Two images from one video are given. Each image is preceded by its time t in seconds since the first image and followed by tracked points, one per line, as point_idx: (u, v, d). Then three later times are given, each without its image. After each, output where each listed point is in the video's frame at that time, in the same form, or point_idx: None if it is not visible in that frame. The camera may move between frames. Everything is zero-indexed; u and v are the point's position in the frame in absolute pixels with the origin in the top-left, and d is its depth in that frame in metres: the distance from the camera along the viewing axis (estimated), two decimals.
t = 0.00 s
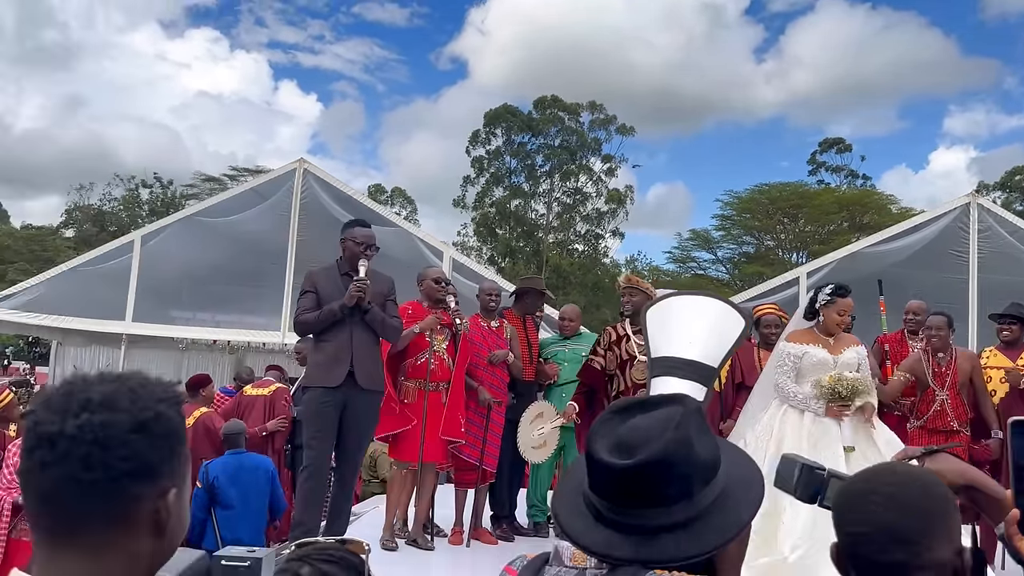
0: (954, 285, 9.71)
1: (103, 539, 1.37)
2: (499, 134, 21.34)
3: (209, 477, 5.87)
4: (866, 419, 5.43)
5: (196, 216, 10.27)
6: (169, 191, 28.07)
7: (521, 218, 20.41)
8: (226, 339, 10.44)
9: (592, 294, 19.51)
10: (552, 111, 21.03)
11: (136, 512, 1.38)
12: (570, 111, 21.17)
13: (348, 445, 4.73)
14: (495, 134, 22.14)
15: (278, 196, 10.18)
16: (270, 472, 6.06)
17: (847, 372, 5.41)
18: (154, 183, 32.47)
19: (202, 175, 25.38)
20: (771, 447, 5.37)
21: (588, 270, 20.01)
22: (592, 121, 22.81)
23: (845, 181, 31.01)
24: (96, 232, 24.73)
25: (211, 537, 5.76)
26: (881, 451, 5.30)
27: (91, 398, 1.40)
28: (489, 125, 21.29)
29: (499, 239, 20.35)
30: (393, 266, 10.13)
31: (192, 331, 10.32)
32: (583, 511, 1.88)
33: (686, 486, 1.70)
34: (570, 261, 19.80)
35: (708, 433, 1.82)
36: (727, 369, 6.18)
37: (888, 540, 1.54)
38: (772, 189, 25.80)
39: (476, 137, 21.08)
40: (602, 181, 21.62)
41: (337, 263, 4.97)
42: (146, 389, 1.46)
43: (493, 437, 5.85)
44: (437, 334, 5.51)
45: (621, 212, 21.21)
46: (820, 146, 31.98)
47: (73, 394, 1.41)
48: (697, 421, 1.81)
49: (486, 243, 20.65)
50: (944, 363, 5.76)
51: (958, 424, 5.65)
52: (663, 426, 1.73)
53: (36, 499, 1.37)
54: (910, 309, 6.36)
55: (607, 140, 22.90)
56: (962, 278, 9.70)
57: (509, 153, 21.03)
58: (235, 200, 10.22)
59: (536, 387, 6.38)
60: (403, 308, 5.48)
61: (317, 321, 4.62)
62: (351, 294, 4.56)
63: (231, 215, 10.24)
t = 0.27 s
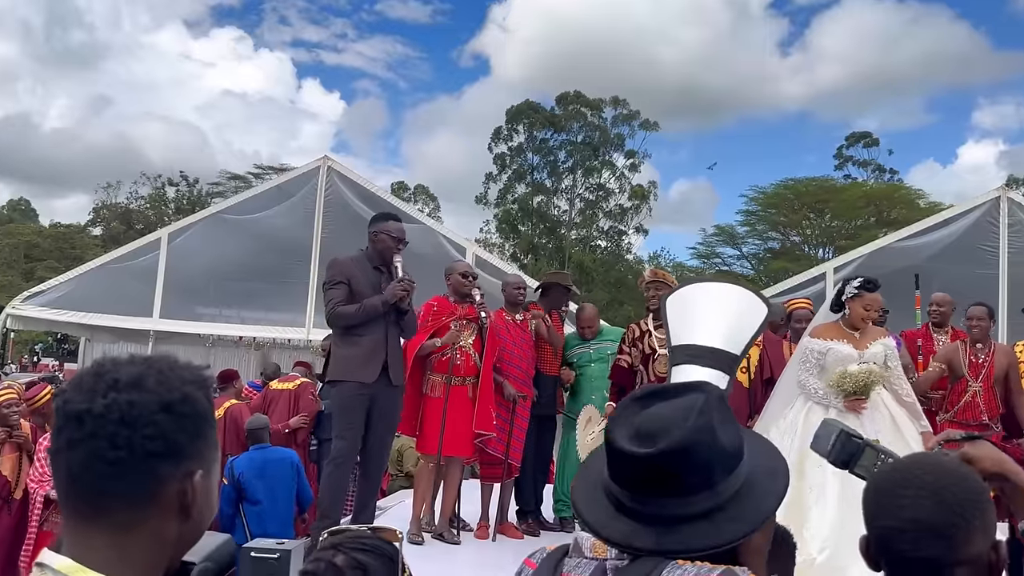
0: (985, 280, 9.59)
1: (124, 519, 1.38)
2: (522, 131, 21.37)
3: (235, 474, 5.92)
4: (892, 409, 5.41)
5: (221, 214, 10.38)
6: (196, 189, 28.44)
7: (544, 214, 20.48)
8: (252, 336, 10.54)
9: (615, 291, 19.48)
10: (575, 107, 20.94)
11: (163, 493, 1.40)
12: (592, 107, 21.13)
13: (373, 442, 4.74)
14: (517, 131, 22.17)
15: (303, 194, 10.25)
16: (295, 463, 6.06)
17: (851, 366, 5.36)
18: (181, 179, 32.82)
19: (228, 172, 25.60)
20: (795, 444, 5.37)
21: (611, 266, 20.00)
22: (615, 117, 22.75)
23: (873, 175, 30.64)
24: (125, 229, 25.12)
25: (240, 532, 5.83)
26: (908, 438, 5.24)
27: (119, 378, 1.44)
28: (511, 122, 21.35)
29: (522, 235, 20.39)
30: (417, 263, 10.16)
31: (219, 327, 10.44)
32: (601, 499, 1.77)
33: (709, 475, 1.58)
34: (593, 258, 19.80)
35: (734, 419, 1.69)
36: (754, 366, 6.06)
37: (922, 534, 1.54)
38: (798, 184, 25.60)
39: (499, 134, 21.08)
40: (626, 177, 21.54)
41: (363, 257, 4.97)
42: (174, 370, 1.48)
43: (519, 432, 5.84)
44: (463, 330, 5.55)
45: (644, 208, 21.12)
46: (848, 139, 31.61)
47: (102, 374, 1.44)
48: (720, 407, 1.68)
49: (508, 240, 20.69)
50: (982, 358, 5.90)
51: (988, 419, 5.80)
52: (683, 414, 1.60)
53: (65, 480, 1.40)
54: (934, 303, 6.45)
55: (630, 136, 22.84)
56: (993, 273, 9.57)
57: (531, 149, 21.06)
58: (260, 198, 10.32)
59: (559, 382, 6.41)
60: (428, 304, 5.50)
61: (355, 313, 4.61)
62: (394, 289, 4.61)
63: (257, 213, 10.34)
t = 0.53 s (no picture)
0: (1001, 276, 9.53)
1: (131, 511, 1.32)
2: (533, 126, 21.37)
3: (251, 468, 5.94)
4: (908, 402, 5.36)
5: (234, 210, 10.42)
6: (209, 185, 28.59)
7: (556, 210, 20.51)
8: (265, 331, 10.59)
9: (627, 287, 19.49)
10: (587, 102, 20.93)
11: (169, 486, 1.33)
12: (605, 102, 21.09)
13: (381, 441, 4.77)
14: (528, 127, 22.15)
15: (315, 190, 10.27)
16: (311, 463, 6.08)
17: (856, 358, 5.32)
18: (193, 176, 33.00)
19: (241, 169, 25.66)
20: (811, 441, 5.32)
21: (623, 262, 19.99)
22: (627, 112, 22.70)
23: (887, 170, 30.50)
24: (139, 225, 25.30)
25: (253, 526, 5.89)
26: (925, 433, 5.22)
27: (126, 368, 1.37)
28: (523, 118, 21.36)
29: (533, 231, 20.40)
30: (429, 259, 10.17)
31: (232, 322, 10.50)
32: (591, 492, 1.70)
33: (700, 467, 1.51)
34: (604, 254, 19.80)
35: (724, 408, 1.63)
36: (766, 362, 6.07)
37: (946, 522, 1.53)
38: (811, 180, 25.50)
39: (511, 130, 21.07)
40: (638, 173, 21.49)
41: (369, 249, 4.96)
42: (182, 362, 1.41)
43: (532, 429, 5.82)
44: (476, 326, 5.57)
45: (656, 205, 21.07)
46: (862, 135, 31.42)
47: (109, 363, 1.38)
48: (712, 397, 1.63)
49: (520, 236, 20.69)
50: (996, 351, 5.95)
51: (1003, 413, 5.83)
52: (674, 406, 1.54)
53: (70, 469, 1.34)
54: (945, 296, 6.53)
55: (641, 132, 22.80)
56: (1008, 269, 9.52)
57: (543, 145, 21.04)
58: (273, 194, 10.35)
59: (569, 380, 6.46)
60: (441, 300, 5.51)
61: (371, 309, 4.62)
62: (407, 284, 4.67)
63: (270, 209, 10.38)
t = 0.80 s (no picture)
0: (1002, 273, 9.54)
1: (107, 505, 1.31)
2: (534, 123, 21.35)
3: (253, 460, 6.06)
4: (911, 393, 5.38)
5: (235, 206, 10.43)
6: (210, 180, 28.60)
7: (557, 207, 20.51)
8: (266, 327, 10.63)
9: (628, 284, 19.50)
10: (589, 98, 20.93)
11: (146, 480, 1.33)
12: (606, 99, 21.08)
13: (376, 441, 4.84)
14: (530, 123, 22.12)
15: (316, 185, 10.28)
16: (310, 463, 6.05)
17: (857, 354, 5.32)
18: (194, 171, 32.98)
19: (242, 164, 25.63)
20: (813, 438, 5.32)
21: (624, 259, 20.00)
22: (629, 109, 22.68)
23: (889, 168, 30.47)
24: (140, 220, 25.29)
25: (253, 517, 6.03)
26: (931, 430, 5.23)
27: (104, 362, 1.38)
28: (524, 114, 21.34)
29: (534, 228, 20.40)
30: (430, 255, 10.18)
31: (233, 318, 10.53)
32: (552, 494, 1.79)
33: (658, 468, 1.60)
34: (605, 251, 19.81)
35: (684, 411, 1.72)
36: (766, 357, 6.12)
37: (947, 509, 1.53)
38: (812, 177, 25.50)
39: (512, 126, 21.05)
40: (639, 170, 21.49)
41: (361, 242, 4.94)
42: (160, 357, 1.42)
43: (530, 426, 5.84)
44: (475, 322, 5.58)
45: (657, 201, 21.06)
46: (864, 132, 31.37)
47: (88, 357, 1.38)
48: (671, 399, 1.72)
49: (521, 232, 20.68)
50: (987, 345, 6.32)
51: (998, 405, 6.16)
52: (633, 408, 1.64)
53: (49, 462, 1.33)
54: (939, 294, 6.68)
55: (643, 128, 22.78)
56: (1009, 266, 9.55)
57: (544, 142, 21.02)
58: (275, 189, 10.35)
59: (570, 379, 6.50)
60: (441, 296, 5.52)
61: (363, 304, 4.63)
62: (400, 279, 4.70)
63: (271, 204, 10.38)
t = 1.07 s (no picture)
0: (990, 273, 9.60)
1: (58, 497, 1.28)
2: (526, 120, 21.34)
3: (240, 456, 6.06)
4: (909, 391, 5.34)
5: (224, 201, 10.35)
6: (200, 177, 28.45)
7: (548, 204, 20.50)
8: (255, 324, 10.58)
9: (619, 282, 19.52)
10: (580, 96, 20.96)
11: (97, 474, 1.29)
12: (598, 96, 21.09)
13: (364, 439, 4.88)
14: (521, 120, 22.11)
15: (306, 181, 10.21)
16: (296, 463, 6.03)
17: (847, 353, 5.29)
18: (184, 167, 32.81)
19: (232, 160, 25.48)
20: (806, 436, 5.35)
21: (615, 257, 20.03)
22: (621, 107, 22.69)
23: (879, 167, 30.59)
24: (129, 216, 25.14)
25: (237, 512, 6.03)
26: (929, 432, 5.18)
27: (57, 355, 1.36)
28: (515, 111, 21.32)
29: (525, 225, 20.40)
30: (420, 252, 10.15)
31: (221, 314, 10.49)
32: (472, 501, 2.11)
33: (568, 472, 1.91)
34: (596, 248, 19.83)
35: (593, 418, 2.03)
36: (750, 355, 6.31)
37: (919, 507, 1.50)
38: (803, 175, 25.61)
39: (503, 123, 21.03)
40: (630, 167, 21.51)
41: (339, 240, 4.96)
42: (116, 351, 1.40)
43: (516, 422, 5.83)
44: (461, 320, 5.57)
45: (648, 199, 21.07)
46: (855, 131, 31.47)
47: (41, 351, 1.37)
48: (583, 407, 2.02)
49: (512, 230, 20.64)
50: (968, 342, 6.42)
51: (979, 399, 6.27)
52: (547, 416, 1.94)
53: None
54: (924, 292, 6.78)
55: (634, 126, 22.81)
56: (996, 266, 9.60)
57: (535, 139, 21.00)
58: (265, 185, 10.25)
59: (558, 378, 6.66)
60: (427, 293, 5.52)
61: (335, 301, 4.60)
62: (369, 272, 4.59)
63: (259, 201, 10.31)
